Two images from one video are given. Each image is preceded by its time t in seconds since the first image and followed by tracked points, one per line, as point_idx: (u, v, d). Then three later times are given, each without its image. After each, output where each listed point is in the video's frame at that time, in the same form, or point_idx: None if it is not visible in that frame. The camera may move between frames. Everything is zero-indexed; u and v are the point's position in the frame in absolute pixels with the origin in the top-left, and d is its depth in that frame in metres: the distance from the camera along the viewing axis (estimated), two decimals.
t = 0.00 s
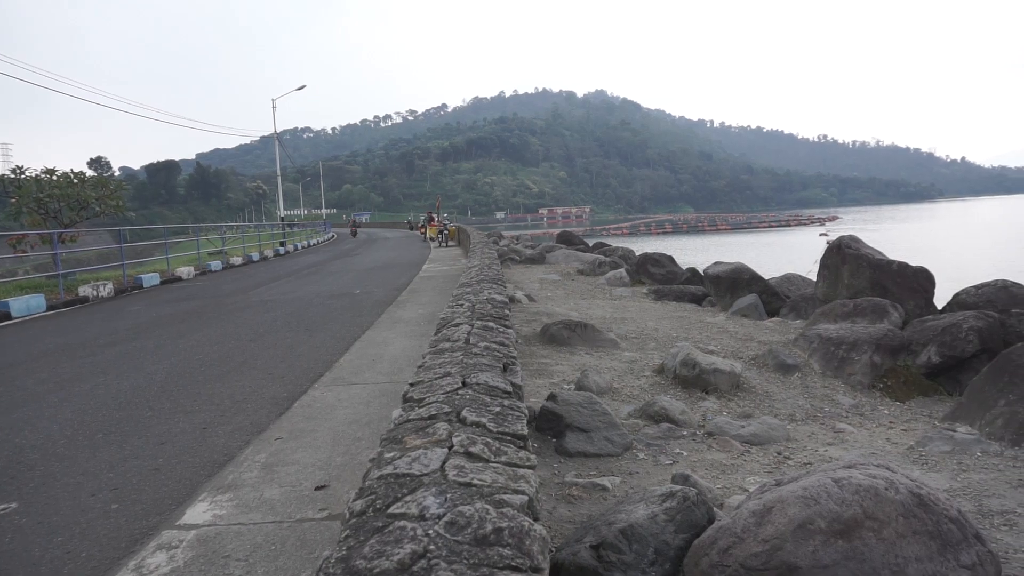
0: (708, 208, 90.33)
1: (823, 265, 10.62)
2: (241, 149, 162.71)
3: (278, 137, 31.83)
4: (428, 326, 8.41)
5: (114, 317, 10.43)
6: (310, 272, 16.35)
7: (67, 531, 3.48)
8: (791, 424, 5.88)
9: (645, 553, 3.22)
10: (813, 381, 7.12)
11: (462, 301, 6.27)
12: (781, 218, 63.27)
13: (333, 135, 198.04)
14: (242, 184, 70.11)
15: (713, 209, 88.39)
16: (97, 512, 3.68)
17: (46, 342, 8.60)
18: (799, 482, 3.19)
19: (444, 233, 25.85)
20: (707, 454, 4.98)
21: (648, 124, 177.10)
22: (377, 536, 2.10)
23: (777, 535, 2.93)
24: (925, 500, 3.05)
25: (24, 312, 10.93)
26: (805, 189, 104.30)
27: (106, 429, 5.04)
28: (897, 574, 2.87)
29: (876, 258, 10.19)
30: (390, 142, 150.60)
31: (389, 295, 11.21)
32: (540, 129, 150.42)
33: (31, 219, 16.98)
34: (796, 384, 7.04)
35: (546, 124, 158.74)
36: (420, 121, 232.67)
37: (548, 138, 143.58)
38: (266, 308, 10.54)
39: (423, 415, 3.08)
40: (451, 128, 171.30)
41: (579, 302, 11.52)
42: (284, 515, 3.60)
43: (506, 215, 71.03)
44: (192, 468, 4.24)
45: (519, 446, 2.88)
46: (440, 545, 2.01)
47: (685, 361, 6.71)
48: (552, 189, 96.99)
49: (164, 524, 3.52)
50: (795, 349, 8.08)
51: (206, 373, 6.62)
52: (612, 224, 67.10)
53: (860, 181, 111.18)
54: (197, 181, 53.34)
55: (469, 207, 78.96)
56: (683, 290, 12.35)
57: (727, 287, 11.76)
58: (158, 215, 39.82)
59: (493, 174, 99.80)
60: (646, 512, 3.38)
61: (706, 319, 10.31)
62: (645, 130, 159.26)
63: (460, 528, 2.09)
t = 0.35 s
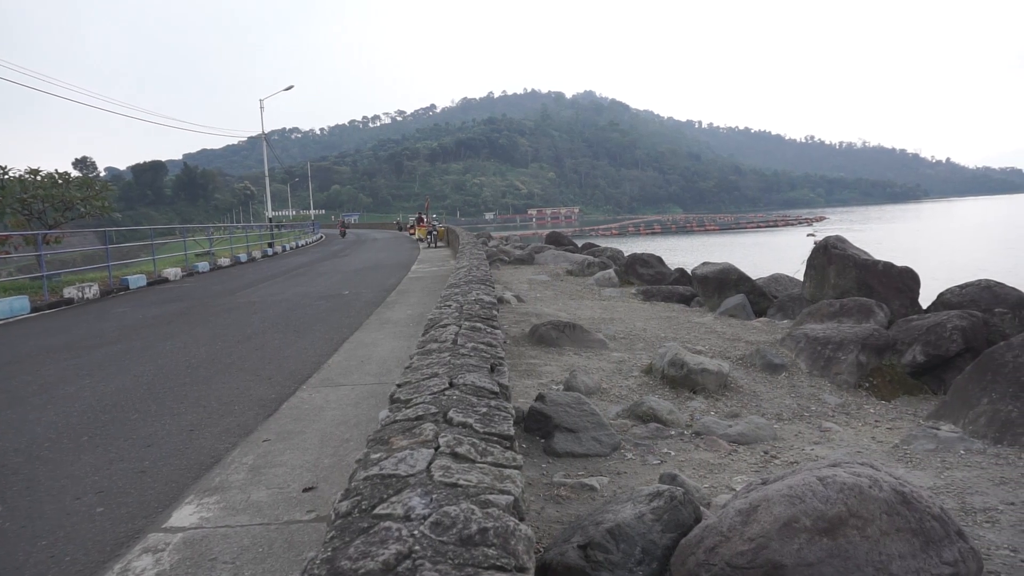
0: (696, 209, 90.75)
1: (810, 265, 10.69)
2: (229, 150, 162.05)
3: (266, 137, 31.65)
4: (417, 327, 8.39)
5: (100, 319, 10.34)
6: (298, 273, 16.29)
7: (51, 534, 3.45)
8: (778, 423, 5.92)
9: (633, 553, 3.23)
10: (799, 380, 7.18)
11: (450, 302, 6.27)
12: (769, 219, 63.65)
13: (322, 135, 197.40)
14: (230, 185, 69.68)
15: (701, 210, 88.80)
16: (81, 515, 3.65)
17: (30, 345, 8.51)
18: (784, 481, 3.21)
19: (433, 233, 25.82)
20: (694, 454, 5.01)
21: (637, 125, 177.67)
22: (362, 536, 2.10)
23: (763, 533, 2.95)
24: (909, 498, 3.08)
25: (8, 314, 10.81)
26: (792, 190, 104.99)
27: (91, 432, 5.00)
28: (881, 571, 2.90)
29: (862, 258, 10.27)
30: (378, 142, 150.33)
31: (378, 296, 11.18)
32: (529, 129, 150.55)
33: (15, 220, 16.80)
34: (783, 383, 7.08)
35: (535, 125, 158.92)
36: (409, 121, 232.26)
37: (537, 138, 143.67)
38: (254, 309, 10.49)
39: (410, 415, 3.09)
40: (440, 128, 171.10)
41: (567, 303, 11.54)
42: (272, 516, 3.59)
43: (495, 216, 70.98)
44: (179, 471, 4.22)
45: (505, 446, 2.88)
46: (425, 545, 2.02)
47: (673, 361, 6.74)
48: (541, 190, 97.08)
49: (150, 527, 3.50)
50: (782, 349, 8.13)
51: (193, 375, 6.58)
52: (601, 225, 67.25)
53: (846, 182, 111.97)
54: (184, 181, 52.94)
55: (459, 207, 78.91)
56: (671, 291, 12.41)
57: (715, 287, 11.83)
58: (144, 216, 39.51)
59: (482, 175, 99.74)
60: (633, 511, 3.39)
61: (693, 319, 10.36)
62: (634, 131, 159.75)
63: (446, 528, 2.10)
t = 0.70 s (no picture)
0: (682, 211, 91.20)
1: (793, 267, 10.79)
2: (214, 149, 160.75)
3: (251, 136, 31.41)
4: (402, 328, 8.37)
5: (82, 320, 10.24)
6: (283, 274, 16.21)
7: (31, 538, 3.42)
8: (761, 424, 5.97)
9: (616, 553, 3.25)
10: (783, 381, 7.24)
11: (435, 303, 6.26)
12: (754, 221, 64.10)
13: (308, 135, 196.42)
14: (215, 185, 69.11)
15: (686, 212, 89.29)
16: (62, 519, 3.62)
17: (9, 346, 8.41)
18: (766, 481, 3.24)
19: (419, 235, 25.77)
20: (678, 455, 5.04)
21: (623, 127, 178.29)
22: (343, 538, 2.10)
23: (745, 532, 2.97)
24: (888, 497, 3.12)
25: None
26: (777, 192, 105.92)
27: (72, 435, 4.95)
28: (861, 570, 2.93)
29: (845, 260, 10.37)
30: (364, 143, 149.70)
31: (364, 298, 11.15)
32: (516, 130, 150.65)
33: None
34: (767, 384, 7.14)
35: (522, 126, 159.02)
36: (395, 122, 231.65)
37: (523, 139, 143.76)
38: (239, 310, 10.43)
39: (393, 417, 3.09)
40: (427, 129, 170.93)
41: (553, 304, 11.57)
42: (255, 519, 3.57)
43: (481, 217, 70.94)
44: (161, 473, 4.18)
45: (488, 447, 2.89)
46: (406, 546, 2.03)
47: (658, 362, 6.77)
48: (528, 191, 97.20)
49: (132, 531, 3.47)
50: (766, 350, 8.19)
51: (176, 376, 6.52)
52: (587, 226, 67.42)
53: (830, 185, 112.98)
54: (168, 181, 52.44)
55: (446, 208, 78.85)
56: (657, 292, 12.47)
57: (700, 288, 11.90)
58: (127, 216, 39.14)
59: (468, 176, 99.62)
60: (616, 512, 3.41)
61: (678, 320, 10.42)
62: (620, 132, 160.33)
63: (427, 529, 2.10)
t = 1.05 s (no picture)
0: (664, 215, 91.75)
1: (773, 269, 10.90)
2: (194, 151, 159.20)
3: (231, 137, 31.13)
4: (384, 331, 8.35)
5: (58, 323, 10.08)
6: (264, 276, 16.09)
7: (5, 546, 3.36)
8: (741, 425, 6.02)
9: (596, 554, 3.27)
10: (762, 383, 7.31)
11: (416, 306, 6.25)
12: (734, 224, 64.70)
13: (290, 137, 195.20)
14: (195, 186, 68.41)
15: (668, 216, 89.88)
16: (36, 525, 3.56)
17: None
18: (744, 481, 3.27)
19: (401, 237, 25.71)
20: (658, 456, 5.07)
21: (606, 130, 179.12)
22: (320, 541, 2.10)
23: (722, 533, 3.00)
24: (864, 497, 3.16)
25: None
26: (758, 196, 106.97)
27: (47, 439, 4.87)
28: (837, 569, 2.97)
29: (823, 263, 10.49)
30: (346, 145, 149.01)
31: (346, 300, 11.10)
32: (499, 133, 150.76)
33: None
34: (746, 386, 7.20)
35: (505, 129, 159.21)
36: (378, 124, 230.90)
37: (506, 142, 143.88)
38: (219, 313, 10.34)
39: (372, 419, 3.09)
40: (410, 131, 170.51)
41: (535, 307, 11.60)
42: (234, 523, 3.54)
43: (464, 219, 70.90)
44: (138, 478, 4.13)
45: (467, 449, 2.90)
46: (383, 548, 2.03)
47: (638, 364, 6.80)
48: (511, 193, 97.32)
49: (107, 536, 3.43)
50: (745, 352, 8.27)
51: (153, 380, 6.45)
52: (569, 229, 67.63)
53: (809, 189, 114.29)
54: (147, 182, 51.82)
55: (428, 211, 78.70)
56: (638, 295, 12.54)
57: (681, 291, 11.99)
58: (105, 218, 38.63)
59: (451, 178, 99.51)
60: (596, 514, 3.43)
61: (659, 323, 10.49)
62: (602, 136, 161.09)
63: (404, 531, 2.11)
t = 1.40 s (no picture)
0: (647, 217, 92.22)
1: (755, 271, 11.00)
2: (176, 151, 157.47)
3: (213, 138, 30.82)
4: (367, 333, 8.32)
5: (35, 325, 9.93)
6: (246, 278, 15.95)
7: None
8: (722, 426, 6.07)
9: (578, 555, 3.28)
10: (744, 384, 7.37)
11: (399, 307, 6.23)
12: (717, 226, 65.15)
13: (272, 138, 193.75)
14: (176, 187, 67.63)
15: (651, 218, 90.30)
16: (11, 531, 3.51)
17: None
18: (724, 482, 3.30)
19: (385, 239, 25.62)
20: (641, 457, 5.09)
21: (590, 132, 179.76)
22: (300, 543, 2.10)
23: (703, 533, 3.03)
24: (842, 496, 3.20)
25: None
26: (740, 198, 107.87)
27: (23, 444, 4.80)
28: (816, 567, 3.01)
29: (804, 265, 10.60)
30: (330, 146, 148.23)
31: (328, 302, 11.04)
32: (483, 134, 150.70)
33: None
34: (728, 387, 7.27)
35: (489, 131, 159.19)
36: (362, 125, 229.93)
37: (490, 143, 143.80)
38: (200, 315, 10.24)
39: (354, 421, 3.08)
40: (395, 132, 169.98)
41: (519, 308, 11.62)
42: (215, 527, 3.51)
43: (449, 221, 70.76)
44: (117, 482, 4.09)
45: (448, 451, 2.90)
46: (363, 550, 2.03)
47: (621, 365, 6.84)
48: (496, 195, 97.32)
49: (85, 541, 3.38)
50: (728, 354, 8.33)
51: (133, 383, 6.38)
52: (553, 231, 67.84)
53: (791, 192, 115.39)
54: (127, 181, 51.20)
55: (412, 212, 78.45)
56: (622, 296, 12.60)
57: (664, 292, 12.07)
58: (84, 219, 38.11)
59: (435, 179, 99.30)
60: (579, 514, 3.44)
61: (643, 324, 10.55)
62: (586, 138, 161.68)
63: (385, 533, 2.11)
